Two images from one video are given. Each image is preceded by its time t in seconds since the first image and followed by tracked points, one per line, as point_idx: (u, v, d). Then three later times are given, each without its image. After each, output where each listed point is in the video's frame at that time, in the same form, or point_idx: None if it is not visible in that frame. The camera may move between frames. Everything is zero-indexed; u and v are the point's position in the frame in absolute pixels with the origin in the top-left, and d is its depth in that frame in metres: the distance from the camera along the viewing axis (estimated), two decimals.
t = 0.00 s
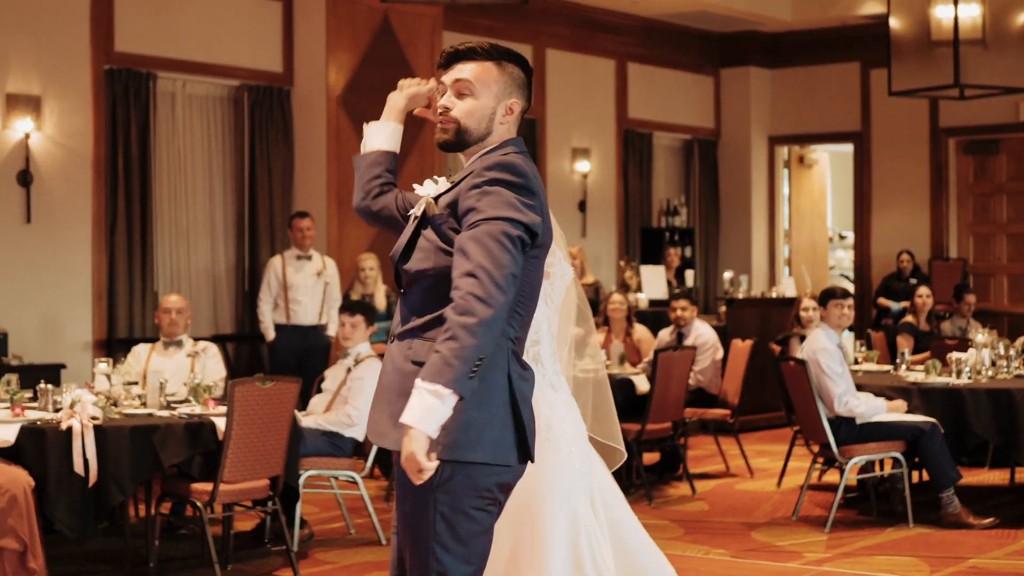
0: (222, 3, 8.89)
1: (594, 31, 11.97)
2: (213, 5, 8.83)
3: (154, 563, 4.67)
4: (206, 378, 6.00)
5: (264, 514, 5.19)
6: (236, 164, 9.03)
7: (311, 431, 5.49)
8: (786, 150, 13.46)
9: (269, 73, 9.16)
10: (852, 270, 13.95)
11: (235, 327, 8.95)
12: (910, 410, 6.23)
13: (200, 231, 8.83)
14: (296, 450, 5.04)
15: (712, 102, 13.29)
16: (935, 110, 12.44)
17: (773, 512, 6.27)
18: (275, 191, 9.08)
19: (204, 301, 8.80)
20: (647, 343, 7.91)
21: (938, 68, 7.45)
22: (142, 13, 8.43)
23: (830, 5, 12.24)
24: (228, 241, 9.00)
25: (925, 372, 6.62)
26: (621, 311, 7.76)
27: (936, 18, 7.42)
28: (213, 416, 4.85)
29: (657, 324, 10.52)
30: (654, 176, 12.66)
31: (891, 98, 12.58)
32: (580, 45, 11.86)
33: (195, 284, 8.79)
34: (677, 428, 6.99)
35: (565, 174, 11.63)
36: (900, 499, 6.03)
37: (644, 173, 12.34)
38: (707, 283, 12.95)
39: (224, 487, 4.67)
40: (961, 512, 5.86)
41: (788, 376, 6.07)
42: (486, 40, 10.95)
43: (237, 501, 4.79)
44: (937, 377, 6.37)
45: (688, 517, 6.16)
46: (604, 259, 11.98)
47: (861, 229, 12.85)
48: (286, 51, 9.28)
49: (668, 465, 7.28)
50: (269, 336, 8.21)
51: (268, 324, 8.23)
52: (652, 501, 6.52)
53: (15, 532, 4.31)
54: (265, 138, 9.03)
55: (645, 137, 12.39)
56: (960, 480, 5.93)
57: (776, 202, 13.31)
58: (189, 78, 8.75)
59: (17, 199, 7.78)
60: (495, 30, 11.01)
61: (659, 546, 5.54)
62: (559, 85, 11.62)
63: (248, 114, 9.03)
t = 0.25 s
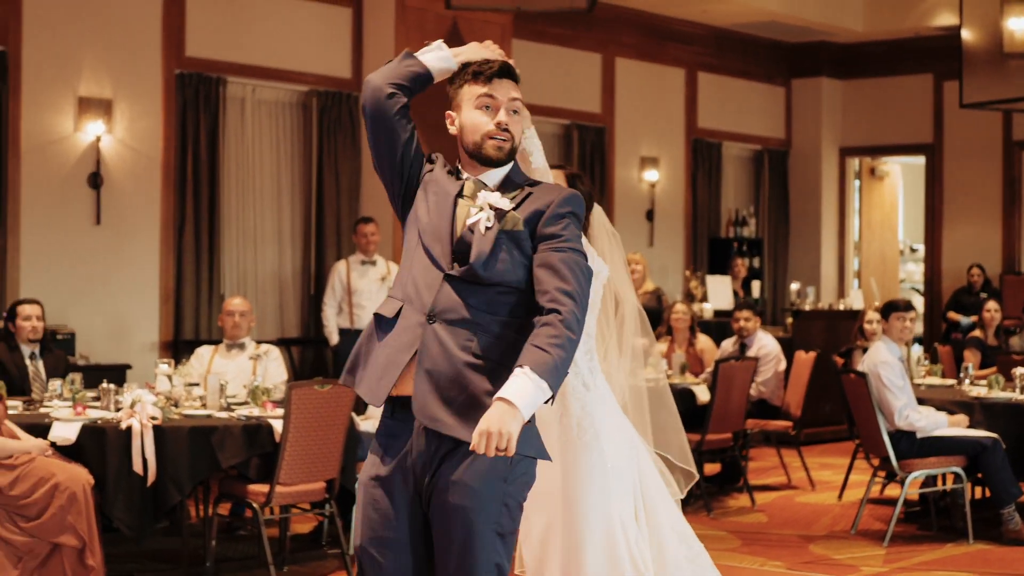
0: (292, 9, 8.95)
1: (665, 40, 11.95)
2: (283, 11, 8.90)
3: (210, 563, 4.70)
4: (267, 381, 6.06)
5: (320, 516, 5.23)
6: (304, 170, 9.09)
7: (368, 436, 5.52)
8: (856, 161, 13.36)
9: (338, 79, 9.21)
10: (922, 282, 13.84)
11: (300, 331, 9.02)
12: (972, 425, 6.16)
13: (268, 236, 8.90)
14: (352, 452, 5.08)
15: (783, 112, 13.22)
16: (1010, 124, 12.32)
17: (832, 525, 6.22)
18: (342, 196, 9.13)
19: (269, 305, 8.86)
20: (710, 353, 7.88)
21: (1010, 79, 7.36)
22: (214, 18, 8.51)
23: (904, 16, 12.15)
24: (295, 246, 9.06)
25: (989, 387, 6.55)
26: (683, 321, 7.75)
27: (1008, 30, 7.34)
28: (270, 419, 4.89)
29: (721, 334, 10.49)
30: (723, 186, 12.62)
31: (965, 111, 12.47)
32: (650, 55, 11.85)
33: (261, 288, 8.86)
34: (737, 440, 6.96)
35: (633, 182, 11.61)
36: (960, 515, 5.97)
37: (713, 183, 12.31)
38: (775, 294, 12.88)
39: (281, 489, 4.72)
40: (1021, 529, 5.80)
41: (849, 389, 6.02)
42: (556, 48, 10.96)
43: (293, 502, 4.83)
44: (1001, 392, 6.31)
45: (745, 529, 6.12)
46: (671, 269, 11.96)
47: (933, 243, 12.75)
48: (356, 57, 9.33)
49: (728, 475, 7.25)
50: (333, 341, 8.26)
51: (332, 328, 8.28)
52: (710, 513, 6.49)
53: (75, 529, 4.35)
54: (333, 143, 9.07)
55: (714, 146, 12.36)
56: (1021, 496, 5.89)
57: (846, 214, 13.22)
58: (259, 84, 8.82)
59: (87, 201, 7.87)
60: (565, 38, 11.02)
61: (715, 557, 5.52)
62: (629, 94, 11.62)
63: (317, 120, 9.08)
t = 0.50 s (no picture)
0: (346, 13, 8.99)
1: (721, 45, 11.92)
2: (337, 15, 8.94)
3: (256, 563, 4.74)
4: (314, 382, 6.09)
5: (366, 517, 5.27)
6: (357, 173, 9.13)
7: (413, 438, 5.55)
8: (913, 168, 13.27)
9: (391, 83, 9.25)
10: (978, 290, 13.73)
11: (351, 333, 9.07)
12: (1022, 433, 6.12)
13: (320, 238, 8.95)
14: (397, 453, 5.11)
15: (838, 118, 13.16)
16: None
17: (878, 532, 6.19)
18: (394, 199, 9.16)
19: (320, 307, 8.92)
20: (760, 358, 7.84)
21: None
22: (268, 22, 8.56)
23: (961, 22, 12.06)
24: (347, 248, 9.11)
25: None
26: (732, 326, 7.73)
27: None
28: (315, 420, 4.93)
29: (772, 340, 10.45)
30: (778, 192, 12.58)
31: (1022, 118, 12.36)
32: (706, 60, 11.83)
33: (313, 290, 8.91)
34: (785, 446, 6.93)
35: (686, 188, 11.59)
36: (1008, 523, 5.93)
37: (767, 189, 12.26)
38: (829, 300, 12.82)
39: (326, 490, 4.77)
40: None
41: (897, 396, 5.99)
42: (610, 53, 10.96)
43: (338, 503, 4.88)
44: None
45: (791, 535, 6.11)
46: (724, 274, 11.93)
47: (988, 250, 12.65)
48: (409, 61, 9.36)
49: (776, 482, 7.23)
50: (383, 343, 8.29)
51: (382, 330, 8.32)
52: (756, 518, 6.48)
53: (121, 527, 4.40)
54: (385, 147, 9.11)
55: (769, 152, 12.31)
56: None
57: (901, 220, 13.14)
58: (312, 87, 8.87)
59: (140, 203, 7.95)
60: (619, 43, 11.02)
61: (758, 563, 5.51)
62: (683, 98, 11.60)
63: (369, 124, 9.12)
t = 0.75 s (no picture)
0: (350, 16, 9.01)
1: (727, 49, 11.93)
2: (341, 18, 8.96)
3: (258, 565, 4.79)
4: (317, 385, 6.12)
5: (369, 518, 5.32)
6: (361, 176, 9.15)
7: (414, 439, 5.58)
8: (918, 170, 13.27)
9: (396, 86, 9.26)
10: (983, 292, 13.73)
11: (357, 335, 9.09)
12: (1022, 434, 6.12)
13: (324, 241, 8.97)
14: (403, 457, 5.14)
15: (843, 120, 13.17)
16: None
17: (879, 532, 6.21)
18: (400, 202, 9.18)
19: (325, 309, 8.94)
20: (763, 360, 7.85)
21: None
22: (273, 26, 8.59)
23: (966, 24, 12.06)
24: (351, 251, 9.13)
25: None
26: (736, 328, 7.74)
27: None
28: (317, 423, 4.95)
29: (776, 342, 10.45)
30: (782, 194, 12.59)
31: None
32: (711, 63, 11.84)
33: (317, 292, 8.93)
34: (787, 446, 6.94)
35: (691, 190, 11.61)
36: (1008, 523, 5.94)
37: (772, 191, 12.27)
38: (833, 302, 12.83)
39: (326, 493, 4.84)
40: None
41: (898, 397, 6.01)
42: (615, 55, 10.97)
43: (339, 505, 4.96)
44: None
45: (792, 535, 6.12)
46: (728, 276, 11.95)
47: (993, 252, 12.64)
48: (413, 65, 9.38)
49: (779, 482, 7.24)
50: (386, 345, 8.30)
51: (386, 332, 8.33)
52: (757, 519, 6.49)
53: (122, 531, 4.43)
54: (390, 150, 9.12)
55: (774, 154, 12.32)
56: None
57: (906, 222, 13.15)
58: (316, 91, 8.89)
59: (145, 207, 7.98)
60: (624, 46, 11.03)
61: (758, 563, 5.52)
62: (688, 101, 11.61)
63: (374, 127, 9.13)
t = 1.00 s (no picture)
0: (321, 15, 9.00)
1: (698, 46, 11.96)
2: (312, 17, 8.95)
3: (229, 563, 4.77)
4: (290, 383, 6.11)
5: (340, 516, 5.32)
6: (333, 175, 9.13)
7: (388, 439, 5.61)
8: (889, 166, 13.31)
9: (367, 84, 9.25)
10: (954, 287, 13.79)
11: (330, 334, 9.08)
12: (991, 428, 6.16)
13: (297, 239, 8.96)
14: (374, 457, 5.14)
15: (815, 117, 13.20)
16: None
17: (851, 527, 6.24)
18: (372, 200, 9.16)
19: (298, 307, 8.93)
20: (735, 357, 7.87)
21: None
22: (244, 24, 8.58)
23: (936, 20, 12.11)
24: (324, 249, 9.12)
25: (1009, 390, 6.54)
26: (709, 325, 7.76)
27: None
28: (289, 421, 4.94)
29: (747, 338, 10.47)
30: (755, 191, 12.63)
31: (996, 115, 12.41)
32: (683, 61, 11.87)
33: (290, 290, 8.92)
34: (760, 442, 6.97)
35: (664, 187, 11.63)
36: (979, 516, 5.97)
37: (744, 188, 12.30)
38: (805, 298, 12.87)
39: (298, 490, 4.81)
40: None
41: (869, 393, 6.03)
42: (586, 53, 10.98)
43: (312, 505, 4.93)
44: (1020, 396, 6.30)
45: (764, 530, 6.15)
46: (701, 273, 11.98)
47: (964, 248, 12.70)
48: (385, 63, 9.38)
49: (752, 478, 7.26)
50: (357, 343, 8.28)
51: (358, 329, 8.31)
52: (730, 515, 6.51)
53: (93, 530, 4.41)
54: (362, 148, 9.10)
55: (746, 151, 12.36)
56: None
57: (877, 218, 13.19)
58: (287, 89, 8.88)
59: (116, 206, 7.96)
60: (596, 44, 11.04)
61: (730, 558, 5.54)
62: (660, 98, 11.63)
63: (346, 125, 9.11)
